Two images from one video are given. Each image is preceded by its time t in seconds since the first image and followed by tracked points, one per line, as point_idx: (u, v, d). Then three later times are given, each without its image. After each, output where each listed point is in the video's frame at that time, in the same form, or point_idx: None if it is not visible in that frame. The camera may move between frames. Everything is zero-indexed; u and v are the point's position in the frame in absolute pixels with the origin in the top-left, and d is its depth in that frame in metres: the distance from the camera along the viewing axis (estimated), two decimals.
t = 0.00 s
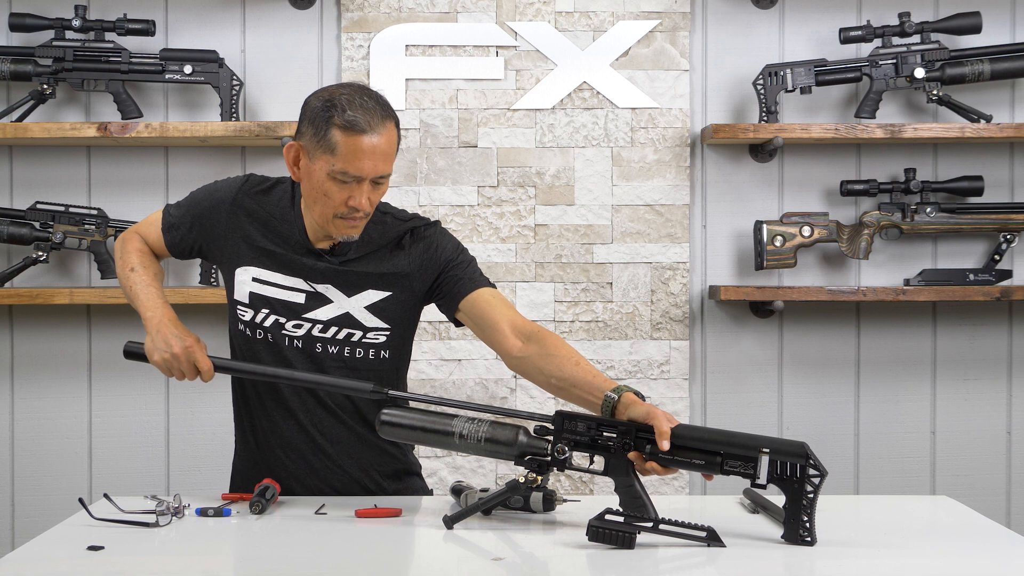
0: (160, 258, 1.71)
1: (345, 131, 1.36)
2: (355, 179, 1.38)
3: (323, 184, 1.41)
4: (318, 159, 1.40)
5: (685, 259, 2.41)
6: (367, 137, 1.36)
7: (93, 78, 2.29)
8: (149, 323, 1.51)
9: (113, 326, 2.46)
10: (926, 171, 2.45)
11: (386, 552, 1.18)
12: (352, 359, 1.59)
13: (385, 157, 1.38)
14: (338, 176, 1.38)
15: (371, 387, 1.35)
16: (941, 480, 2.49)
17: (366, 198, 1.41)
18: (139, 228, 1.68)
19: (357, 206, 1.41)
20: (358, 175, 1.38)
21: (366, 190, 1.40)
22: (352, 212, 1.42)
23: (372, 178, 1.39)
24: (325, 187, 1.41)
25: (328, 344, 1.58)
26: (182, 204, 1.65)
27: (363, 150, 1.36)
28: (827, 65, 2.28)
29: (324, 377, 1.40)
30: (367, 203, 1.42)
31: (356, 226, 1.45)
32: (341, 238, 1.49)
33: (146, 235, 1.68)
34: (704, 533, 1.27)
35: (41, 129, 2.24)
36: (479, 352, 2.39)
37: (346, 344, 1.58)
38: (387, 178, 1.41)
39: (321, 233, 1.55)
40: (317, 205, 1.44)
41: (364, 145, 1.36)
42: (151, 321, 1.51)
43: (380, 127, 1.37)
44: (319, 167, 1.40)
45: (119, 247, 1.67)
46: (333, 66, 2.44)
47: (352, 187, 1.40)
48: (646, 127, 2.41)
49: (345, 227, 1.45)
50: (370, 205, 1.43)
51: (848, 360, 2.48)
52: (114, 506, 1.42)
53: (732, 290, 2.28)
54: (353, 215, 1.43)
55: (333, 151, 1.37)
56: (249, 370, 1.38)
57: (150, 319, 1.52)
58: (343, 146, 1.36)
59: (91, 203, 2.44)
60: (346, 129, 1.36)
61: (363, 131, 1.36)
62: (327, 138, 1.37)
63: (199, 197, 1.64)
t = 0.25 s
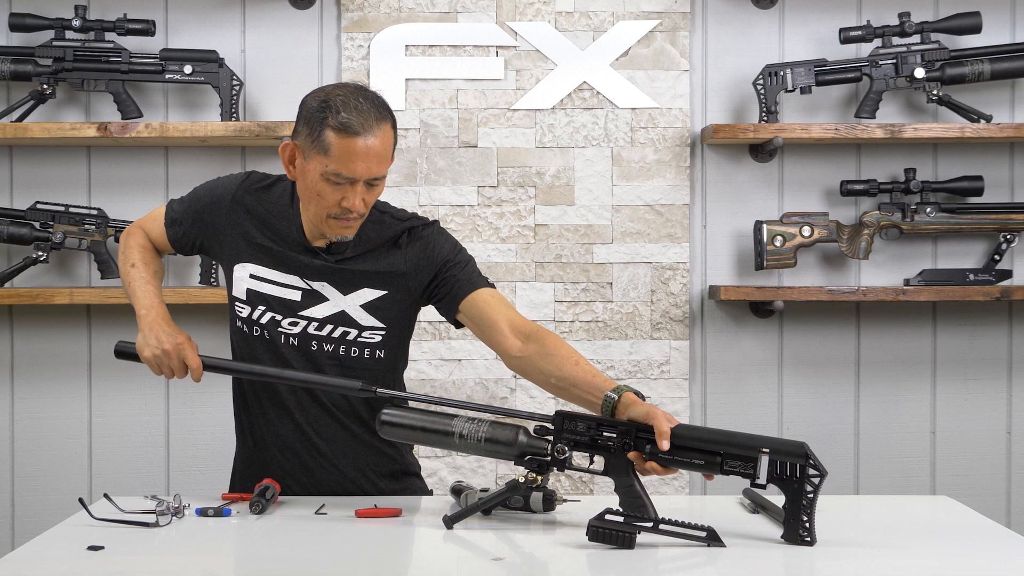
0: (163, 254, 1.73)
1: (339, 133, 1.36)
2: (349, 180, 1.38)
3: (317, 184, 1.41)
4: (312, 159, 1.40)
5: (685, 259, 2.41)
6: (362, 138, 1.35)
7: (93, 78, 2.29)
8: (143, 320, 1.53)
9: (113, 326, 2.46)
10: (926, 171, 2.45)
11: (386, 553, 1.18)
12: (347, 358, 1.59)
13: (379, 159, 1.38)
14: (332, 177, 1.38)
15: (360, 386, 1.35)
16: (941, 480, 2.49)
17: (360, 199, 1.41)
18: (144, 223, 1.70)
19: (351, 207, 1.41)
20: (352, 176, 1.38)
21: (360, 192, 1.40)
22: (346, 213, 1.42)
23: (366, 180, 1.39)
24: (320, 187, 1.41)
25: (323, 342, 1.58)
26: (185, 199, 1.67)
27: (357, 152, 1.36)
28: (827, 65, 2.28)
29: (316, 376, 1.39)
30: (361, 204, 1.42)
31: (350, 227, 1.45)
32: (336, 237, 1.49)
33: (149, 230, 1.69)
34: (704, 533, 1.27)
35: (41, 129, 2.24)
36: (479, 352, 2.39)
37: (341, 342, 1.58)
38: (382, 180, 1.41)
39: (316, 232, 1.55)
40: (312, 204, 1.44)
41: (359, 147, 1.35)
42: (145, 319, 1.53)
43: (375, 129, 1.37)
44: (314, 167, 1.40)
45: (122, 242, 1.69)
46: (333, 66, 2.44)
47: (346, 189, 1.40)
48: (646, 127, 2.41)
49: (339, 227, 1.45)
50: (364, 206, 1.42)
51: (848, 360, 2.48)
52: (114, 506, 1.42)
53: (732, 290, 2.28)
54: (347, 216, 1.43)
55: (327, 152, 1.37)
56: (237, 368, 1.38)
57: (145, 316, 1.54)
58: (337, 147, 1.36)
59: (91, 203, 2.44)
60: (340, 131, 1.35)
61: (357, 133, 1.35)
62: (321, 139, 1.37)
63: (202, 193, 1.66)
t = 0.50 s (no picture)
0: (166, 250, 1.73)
1: (342, 132, 1.36)
2: (352, 179, 1.38)
3: (320, 182, 1.41)
4: (315, 158, 1.40)
5: (685, 259, 2.41)
6: (364, 138, 1.35)
7: (93, 78, 2.29)
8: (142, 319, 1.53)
9: (113, 326, 2.46)
10: (926, 171, 2.45)
11: (386, 553, 1.19)
12: (348, 356, 1.59)
13: (383, 158, 1.38)
14: (335, 175, 1.38)
15: (356, 386, 1.35)
16: (941, 480, 2.49)
17: (362, 198, 1.41)
18: (148, 219, 1.70)
19: (353, 206, 1.41)
20: (355, 176, 1.38)
21: (363, 191, 1.40)
22: (348, 211, 1.42)
23: (369, 179, 1.39)
24: (322, 186, 1.41)
25: (325, 339, 1.59)
26: (190, 194, 1.67)
27: (360, 151, 1.36)
28: (827, 65, 2.28)
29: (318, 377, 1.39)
30: (364, 203, 1.42)
31: (353, 226, 1.45)
32: (338, 235, 1.49)
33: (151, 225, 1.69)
34: (704, 533, 1.27)
35: (41, 129, 2.24)
36: (479, 352, 2.39)
37: (343, 341, 1.58)
38: (385, 179, 1.41)
39: (318, 230, 1.55)
40: (315, 203, 1.44)
41: (362, 146, 1.35)
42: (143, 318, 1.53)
43: (378, 128, 1.37)
44: (316, 166, 1.40)
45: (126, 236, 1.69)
46: (334, 66, 2.44)
47: (349, 187, 1.40)
48: (646, 127, 2.41)
49: (342, 226, 1.45)
50: (367, 205, 1.42)
51: (848, 360, 2.48)
52: (114, 506, 1.42)
53: (733, 290, 2.28)
54: (349, 215, 1.43)
55: (330, 151, 1.37)
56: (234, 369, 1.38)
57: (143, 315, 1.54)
58: (340, 146, 1.36)
59: (91, 203, 2.44)
60: (343, 130, 1.36)
61: (361, 132, 1.35)
62: (324, 138, 1.37)
63: (208, 188, 1.66)
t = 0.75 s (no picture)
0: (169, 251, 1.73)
1: (348, 133, 1.36)
2: (357, 180, 1.38)
3: (325, 183, 1.41)
4: (321, 158, 1.40)
5: (685, 259, 2.41)
6: (370, 139, 1.35)
7: (93, 78, 2.29)
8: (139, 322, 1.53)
9: (113, 326, 2.46)
10: (926, 171, 2.45)
11: (386, 553, 1.18)
12: (349, 355, 1.60)
13: (389, 159, 1.38)
14: (340, 176, 1.38)
15: (353, 386, 1.35)
16: (941, 480, 2.49)
17: (368, 199, 1.41)
18: (151, 219, 1.70)
19: (358, 207, 1.41)
20: (360, 176, 1.38)
21: (368, 192, 1.40)
22: (353, 212, 1.42)
23: (375, 180, 1.39)
24: (328, 186, 1.41)
25: (327, 339, 1.59)
26: (194, 192, 1.67)
27: (366, 153, 1.36)
28: (827, 65, 2.28)
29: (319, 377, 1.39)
30: (369, 204, 1.42)
31: (357, 226, 1.45)
32: (343, 235, 1.49)
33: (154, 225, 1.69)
34: (704, 533, 1.27)
35: (41, 129, 2.24)
36: (479, 352, 2.39)
37: (345, 340, 1.59)
38: (390, 180, 1.41)
39: (323, 230, 1.55)
40: (320, 203, 1.44)
41: (368, 147, 1.35)
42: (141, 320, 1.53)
43: (385, 130, 1.37)
44: (322, 166, 1.40)
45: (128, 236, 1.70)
46: (334, 66, 2.44)
47: (354, 188, 1.40)
48: (646, 127, 2.41)
49: (346, 226, 1.45)
50: (372, 206, 1.42)
51: (848, 360, 2.48)
52: (114, 506, 1.42)
53: (732, 290, 2.28)
54: (355, 216, 1.43)
55: (336, 152, 1.37)
56: (233, 370, 1.38)
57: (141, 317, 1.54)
58: (346, 147, 1.36)
59: (91, 203, 2.44)
60: (349, 131, 1.35)
61: (367, 134, 1.35)
62: (331, 138, 1.37)
63: (213, 186, 1.66)
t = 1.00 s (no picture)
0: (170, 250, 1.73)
1: (349, 133, 1.36)
2: (359, 180, 1.38)
3: (326, 183, 1.41)
4: (322, 158, 1.40)
5: (685, 259, 2.41)
6: (371, 139, 1.35)
7: (93, 78, 2.29)
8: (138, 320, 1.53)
9: (113, 326, 2.46)
10: (926, 171, 2.45)
11: (385, 553, 1.18)
12: (349, 356, 1.60)
13: (390, 160, 1.38)
14: (342, 176, 1.38)
15: (351, 385, 1.35)
16: (941, 480, 2.49)
17: (369, 199, 1.41)
18: (154, 218, 1.70)
19: (359, 207, 1.41)
20: (362, 176, 1.38)
21: (369, 192, 1.40)
22: (354, 212, 1.42)
23: (376, 180, 1.39)
24: (329, 186, 1.41)
25: (327, 338, 1.59)
26: (196, 190, 1.68)
27: (367, 153, 1.36)
28: (827, 65, 2.28)
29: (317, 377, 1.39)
30: (370, 204, 1.42)
31: (358, 226, 1.45)
32: (344, 235, 1.49)
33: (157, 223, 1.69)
34: (704, 533, 1.27)
35: (41, 129, 2.24)
36: (479, 352, 2.39)
37: (345, 340, 1.59)
38: (391, 180, 1.41)
39: (323, 230, 1.55)
40: (321, 202, 1.44)
41: (369, 147, 1.35)
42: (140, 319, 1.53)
43: (386, 130, 1.37)
44: (323, 166, 1.40)
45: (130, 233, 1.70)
46: (334, 66, 2.44)
47: (355, 188, 1.40)
48: (646, 127, 2.41)
49: (347, 226, 1.45)
50: (373, 206, 1.42)
51: (848, 360, 2.48)
52: (114, 506, 1.42)
53: (733, 290, 2.28)
54: (356, 215, 1.43)
55: (337, 152, 1.37)
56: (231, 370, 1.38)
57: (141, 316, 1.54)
58: (347, 148, 1.36)
59: (91, 203, 2.44)
60: (351, 132, 1.35)
61: (368, 134, 1.35)
62: (332, 139, 1.37)
63: (215, 185, 1.66)
